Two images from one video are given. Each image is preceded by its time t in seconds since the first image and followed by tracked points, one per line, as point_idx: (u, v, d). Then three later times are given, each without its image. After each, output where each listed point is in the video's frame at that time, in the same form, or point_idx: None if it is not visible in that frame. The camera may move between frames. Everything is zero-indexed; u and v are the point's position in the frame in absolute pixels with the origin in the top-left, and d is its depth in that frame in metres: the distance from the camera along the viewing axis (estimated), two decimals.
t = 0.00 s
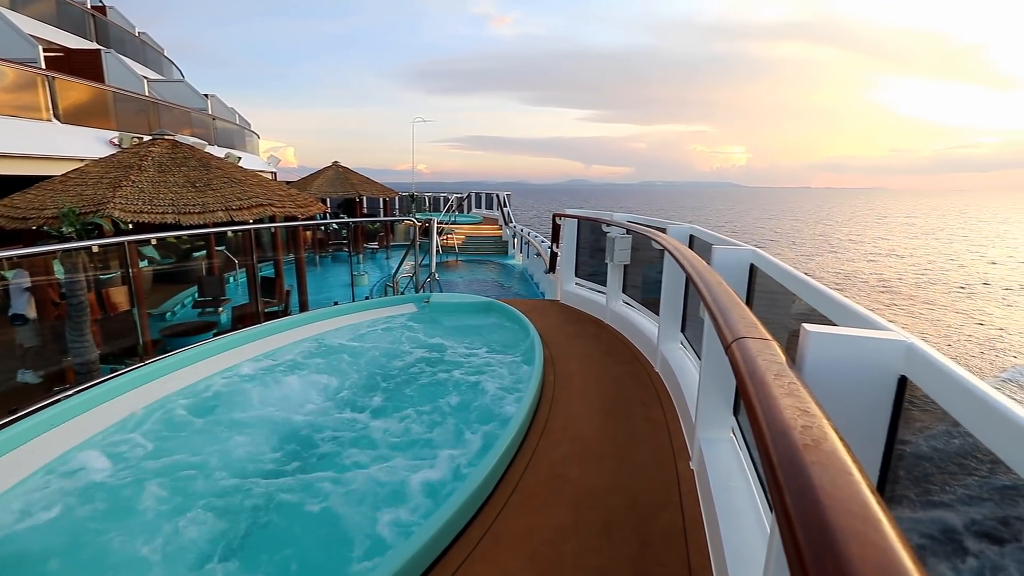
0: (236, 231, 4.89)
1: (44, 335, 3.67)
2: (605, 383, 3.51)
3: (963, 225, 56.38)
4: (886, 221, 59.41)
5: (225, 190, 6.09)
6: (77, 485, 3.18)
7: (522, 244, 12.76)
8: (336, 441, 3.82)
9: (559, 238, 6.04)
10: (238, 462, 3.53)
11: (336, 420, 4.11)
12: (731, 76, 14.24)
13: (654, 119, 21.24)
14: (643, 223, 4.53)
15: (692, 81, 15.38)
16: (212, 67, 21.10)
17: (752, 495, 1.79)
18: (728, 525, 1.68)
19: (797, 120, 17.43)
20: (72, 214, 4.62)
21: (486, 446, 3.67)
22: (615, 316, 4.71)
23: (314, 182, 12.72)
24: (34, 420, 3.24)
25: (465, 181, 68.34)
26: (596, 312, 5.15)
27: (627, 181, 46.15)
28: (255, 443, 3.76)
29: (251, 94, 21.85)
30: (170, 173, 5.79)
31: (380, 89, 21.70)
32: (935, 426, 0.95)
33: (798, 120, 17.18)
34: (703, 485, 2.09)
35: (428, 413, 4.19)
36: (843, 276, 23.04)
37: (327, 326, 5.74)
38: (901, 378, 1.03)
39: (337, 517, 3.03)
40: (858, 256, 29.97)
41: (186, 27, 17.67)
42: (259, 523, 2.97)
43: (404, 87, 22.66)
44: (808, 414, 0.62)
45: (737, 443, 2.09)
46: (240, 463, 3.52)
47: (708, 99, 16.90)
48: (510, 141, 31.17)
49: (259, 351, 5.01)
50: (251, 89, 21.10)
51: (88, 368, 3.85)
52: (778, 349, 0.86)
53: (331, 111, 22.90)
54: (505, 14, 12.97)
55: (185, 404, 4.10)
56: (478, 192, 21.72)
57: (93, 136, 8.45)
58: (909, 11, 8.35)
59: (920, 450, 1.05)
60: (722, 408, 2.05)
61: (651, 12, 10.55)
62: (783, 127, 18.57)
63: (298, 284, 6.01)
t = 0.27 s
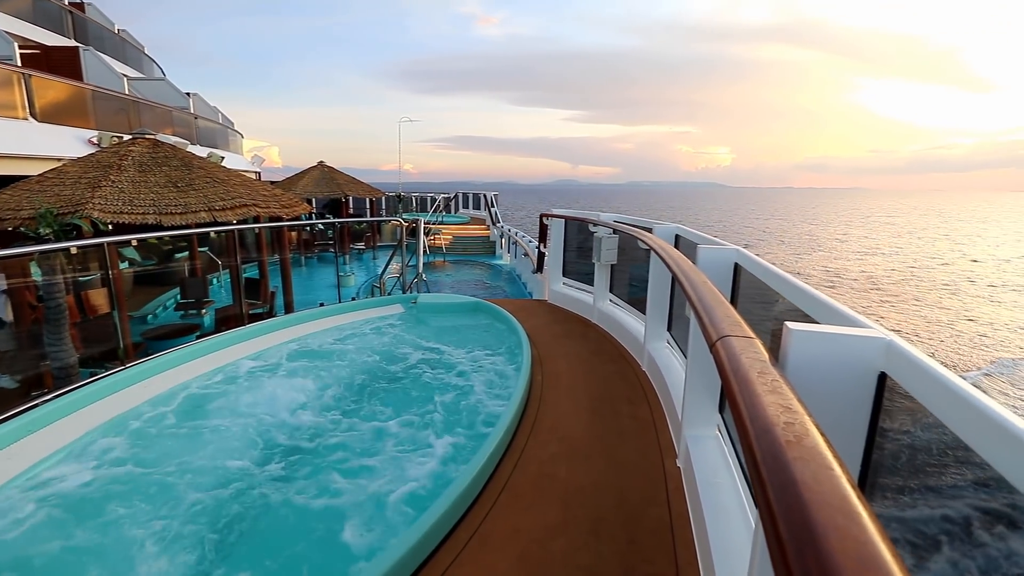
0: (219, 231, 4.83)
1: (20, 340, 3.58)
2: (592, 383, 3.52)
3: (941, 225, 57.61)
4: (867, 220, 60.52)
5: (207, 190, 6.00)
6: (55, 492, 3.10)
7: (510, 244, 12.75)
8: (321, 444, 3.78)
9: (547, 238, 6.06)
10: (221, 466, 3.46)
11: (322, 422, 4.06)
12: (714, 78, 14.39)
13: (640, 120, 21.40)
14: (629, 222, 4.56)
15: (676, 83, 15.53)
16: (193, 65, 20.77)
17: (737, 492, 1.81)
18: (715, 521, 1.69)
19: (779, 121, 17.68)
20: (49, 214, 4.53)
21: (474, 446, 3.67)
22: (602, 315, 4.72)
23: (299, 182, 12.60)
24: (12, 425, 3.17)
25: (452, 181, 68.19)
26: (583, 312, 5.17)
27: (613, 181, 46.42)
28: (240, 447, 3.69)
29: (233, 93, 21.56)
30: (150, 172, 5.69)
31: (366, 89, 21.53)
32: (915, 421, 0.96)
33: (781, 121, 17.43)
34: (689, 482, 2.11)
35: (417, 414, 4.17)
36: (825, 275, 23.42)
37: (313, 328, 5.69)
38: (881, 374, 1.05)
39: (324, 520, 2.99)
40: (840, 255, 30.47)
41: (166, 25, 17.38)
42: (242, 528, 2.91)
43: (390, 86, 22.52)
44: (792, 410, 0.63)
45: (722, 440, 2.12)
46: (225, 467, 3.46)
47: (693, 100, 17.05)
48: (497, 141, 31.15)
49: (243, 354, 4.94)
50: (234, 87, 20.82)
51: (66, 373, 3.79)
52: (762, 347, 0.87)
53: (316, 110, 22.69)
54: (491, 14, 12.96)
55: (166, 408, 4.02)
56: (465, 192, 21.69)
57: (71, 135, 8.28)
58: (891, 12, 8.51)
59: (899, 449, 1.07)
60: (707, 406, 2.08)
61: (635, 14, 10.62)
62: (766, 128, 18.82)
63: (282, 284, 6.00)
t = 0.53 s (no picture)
0: (202, 232, 4.75)
1: None
2: (580, 382, 3.54)
3: (921, 224, 58.80)
4: (849, 220, 61.59)
5: (190, 190, 5.90)
6: (33, 501, 3.03)
7: (498, 244, 12.75)
8: (308, 446, 3.74)
9: (534, 238, 6.06)
10: (205, 471, 3.41)
11: (309, 424, 4.02)
12: (700, 79, 14.51)
13: (627, 120, 21.51)
14: (616, 222, 4.58)
15: (662, 84, 15.63)
16: (175, 63, 20.45)
17: (723, 489, 1.83)
18: (701, 518, 1.71)
19: (763, 122, 17.89)
20: (25, 216, 4.45)
21: (462, 446, 3.66)
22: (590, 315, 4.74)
23: (284, 183, 12.45)
24: None
25: (439, 181, 67.90)
26: (571, 311, 5.19)
27: (600, 181, 46.61)
28: (225, 450, 3.64)
29: (217, 92, 21.23)
30: (131, 172, 5.58)
31: (352, 89, 21.35)
32: (895, 417, 0.98)
33: (765, 122, 17.64)
34: (675, 479, 2.13)
35: (405, 415, 4.15)
36: (809, 274, 23.76)
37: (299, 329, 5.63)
38: (862, 370, 1.07)
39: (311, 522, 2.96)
40: (823, 254, 30.95)
41: (146, 22, 17.05)
42: (228, 532, 2.87)
43: (376, 86, 22.35)
44: (775, 408, 0.64)
45: (709, 437, 2.14)
46: (209, 472, 3.40)
47: (679, 101, 17.20)
48: (485, 141, 31.11)
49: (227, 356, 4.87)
50: (217, 86, 20.51)
51: (46, 377, 3.70)
52: (746, 344, 0.88)
53: (301, 109, 22.43)
54: (478, 14, 12.93)
55: (149, 413, 3.96)
56: (452, 193, 21.62)
57: (48, 134, 8.09)
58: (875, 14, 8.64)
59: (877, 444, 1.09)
60: (694, 404, 2.09)
61: (622, 15, 10.66)
62: (751, 129, 19.02)
63: (268, 286, 5.89)
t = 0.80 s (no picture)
0: (184, 233, 4.68)
1: None
2: (568, 382, 3.55)
3: (901, 223, 59.97)
4: (831, 219, 62.60)
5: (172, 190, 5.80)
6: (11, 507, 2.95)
7: (486, 244, 12.73)
8: (295, 448, 3.71)
9: (522, 238, 6.07)
10: (189, 475, 3.36)
11: (295, 426, 3.98)
12: (686, 80, 14.62)
13: (613, 121, 21.61)
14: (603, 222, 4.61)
15: (648, 84, 15.73)
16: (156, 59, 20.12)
17: (710, 486, 1.85)
18: (688, 515, 1.72)
19: (748, 123, 18.10)
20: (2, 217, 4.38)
21: (451, 447, 3.64)
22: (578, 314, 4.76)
23: (269, 182, 12.30)
24: None
25: (426, 182, 67.61)
26: (559, 311, 5.20)
27: (587, 181, 46.79)
28: (210, 454, 3.59)
29: (199, 90, 20.89)
30: (111, 171, 5.47)
31: (338, 88, 21.16)
32: (876, 413, 1.00)
33: (750, 123, 17.86)
34: (663, 478, 2.14)
35: (393, 416, 4.13)
36: (794, 273, 24.10)
37: (285, 331, 5.56)
38: (844, 367, 1.09)
39: (299, 524, 2.93)
40: (806, 253, 31.42)
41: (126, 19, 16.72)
42: (214, 535, 2.84)
43: (362, 85, 22.18)
44: (758, 405, 0.64)
45: (696, 435, 2.16)
46: (193, 475, 3.35)
47: (665, 101, 17.32)
48: (472, 141, 31.06)
49: (211, 359, 4.80)
50: (200, 85, 20.19)
51: (23, 381, 3.64)
52: (730, 343, 0.89)
53: (286, 108, 22.17)
54: (465, 14, 12.90)
55: (132, 417, 3.88)
56: (440, 193, 21.55)
57: (25, 133, 7.90)
58: (856, 18, 8.84)
59: (860, 441, 1.11)
60: (681, 402, 2.11)
61: (608, 16, 10.71)
62: (736, 129, 19.22)
63: (252, 287, 5.81)
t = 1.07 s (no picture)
0: (169, 234, 4.62)
1: None
2: (558, 382, 3.55)
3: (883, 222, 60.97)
4: (816, 219, 63.44)
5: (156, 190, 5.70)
6: None
7: (475, 244, 12.71)
8: (283, 450, 3.66)
9: (511, 238, 6.07)
10: (174, 478, 3.30)
11: (283, 428, 3.94)
12: (674, 80, 14.72)
13: (602, 121, 21.69)
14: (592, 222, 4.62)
15: (636, 85, 15.81)
16: (139, 57, 19.80)
17: (698, 483, 1.86)
18: (677, 513, 1.73)
19: (734, 124, 18.28)
20: None
21: (441, 448, 3.63)
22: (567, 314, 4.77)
23: (255, 182, 12.17)
24: None
25: (415, 181, 67.34)
26: (548, 310, 5.21)
27: (576, 181, 46.93)
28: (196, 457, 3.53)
29: (183, 88, 20.59)
30: (93, 171, 5.37)
31: (326, 87, 20.98)
32: (860, 410, 1.02)
33: (737, 123, 18.04)
34: (652, 476, 2.15)
35: (382, 417, 4.10)
36: (780, 272, 24.38)
37: (272, 332, 5.50)
38: (828, 365, 1.11)
39: (288, 527, 2.90)
40: (792, 252, 31.81)
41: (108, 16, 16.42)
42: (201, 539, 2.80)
43: (350, 84, 22.02)
44: (743, 402, 0.65)
45: (684, 434, 2.17)
46: (179, 479, 3.30)
47: (653, 102, 17.42)
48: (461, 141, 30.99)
49: (197, 361, 4.73)
50: (185, 83, 19.91)
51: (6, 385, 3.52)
52: (717, 341, 0.90)
53: (272, 107, 21.93)
54: (454, 13, 12.87)
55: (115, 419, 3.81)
56: (429, 193, 21.48)
57: (4, 131, 7.75)
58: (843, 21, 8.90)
59: (844, 439, 1.12)
60: (668, 400, 2.12)
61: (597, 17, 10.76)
62: (723, 130, 19.40)
63: (239, 287, 5.82)
